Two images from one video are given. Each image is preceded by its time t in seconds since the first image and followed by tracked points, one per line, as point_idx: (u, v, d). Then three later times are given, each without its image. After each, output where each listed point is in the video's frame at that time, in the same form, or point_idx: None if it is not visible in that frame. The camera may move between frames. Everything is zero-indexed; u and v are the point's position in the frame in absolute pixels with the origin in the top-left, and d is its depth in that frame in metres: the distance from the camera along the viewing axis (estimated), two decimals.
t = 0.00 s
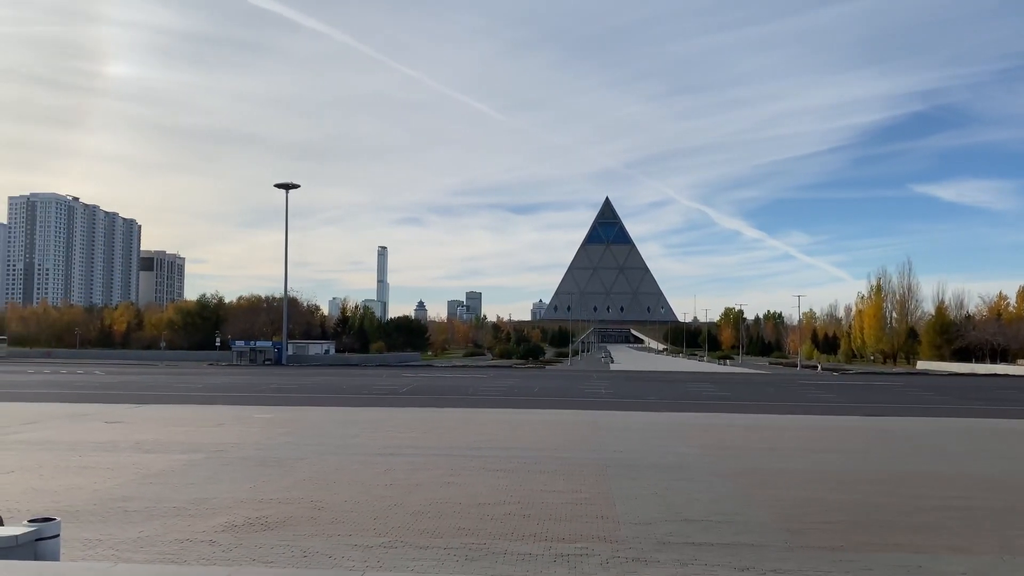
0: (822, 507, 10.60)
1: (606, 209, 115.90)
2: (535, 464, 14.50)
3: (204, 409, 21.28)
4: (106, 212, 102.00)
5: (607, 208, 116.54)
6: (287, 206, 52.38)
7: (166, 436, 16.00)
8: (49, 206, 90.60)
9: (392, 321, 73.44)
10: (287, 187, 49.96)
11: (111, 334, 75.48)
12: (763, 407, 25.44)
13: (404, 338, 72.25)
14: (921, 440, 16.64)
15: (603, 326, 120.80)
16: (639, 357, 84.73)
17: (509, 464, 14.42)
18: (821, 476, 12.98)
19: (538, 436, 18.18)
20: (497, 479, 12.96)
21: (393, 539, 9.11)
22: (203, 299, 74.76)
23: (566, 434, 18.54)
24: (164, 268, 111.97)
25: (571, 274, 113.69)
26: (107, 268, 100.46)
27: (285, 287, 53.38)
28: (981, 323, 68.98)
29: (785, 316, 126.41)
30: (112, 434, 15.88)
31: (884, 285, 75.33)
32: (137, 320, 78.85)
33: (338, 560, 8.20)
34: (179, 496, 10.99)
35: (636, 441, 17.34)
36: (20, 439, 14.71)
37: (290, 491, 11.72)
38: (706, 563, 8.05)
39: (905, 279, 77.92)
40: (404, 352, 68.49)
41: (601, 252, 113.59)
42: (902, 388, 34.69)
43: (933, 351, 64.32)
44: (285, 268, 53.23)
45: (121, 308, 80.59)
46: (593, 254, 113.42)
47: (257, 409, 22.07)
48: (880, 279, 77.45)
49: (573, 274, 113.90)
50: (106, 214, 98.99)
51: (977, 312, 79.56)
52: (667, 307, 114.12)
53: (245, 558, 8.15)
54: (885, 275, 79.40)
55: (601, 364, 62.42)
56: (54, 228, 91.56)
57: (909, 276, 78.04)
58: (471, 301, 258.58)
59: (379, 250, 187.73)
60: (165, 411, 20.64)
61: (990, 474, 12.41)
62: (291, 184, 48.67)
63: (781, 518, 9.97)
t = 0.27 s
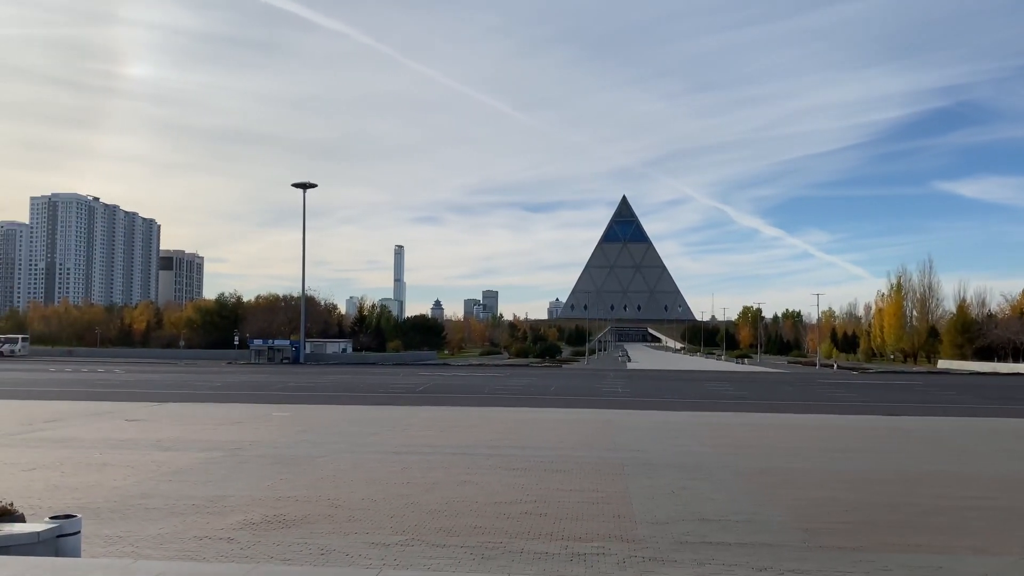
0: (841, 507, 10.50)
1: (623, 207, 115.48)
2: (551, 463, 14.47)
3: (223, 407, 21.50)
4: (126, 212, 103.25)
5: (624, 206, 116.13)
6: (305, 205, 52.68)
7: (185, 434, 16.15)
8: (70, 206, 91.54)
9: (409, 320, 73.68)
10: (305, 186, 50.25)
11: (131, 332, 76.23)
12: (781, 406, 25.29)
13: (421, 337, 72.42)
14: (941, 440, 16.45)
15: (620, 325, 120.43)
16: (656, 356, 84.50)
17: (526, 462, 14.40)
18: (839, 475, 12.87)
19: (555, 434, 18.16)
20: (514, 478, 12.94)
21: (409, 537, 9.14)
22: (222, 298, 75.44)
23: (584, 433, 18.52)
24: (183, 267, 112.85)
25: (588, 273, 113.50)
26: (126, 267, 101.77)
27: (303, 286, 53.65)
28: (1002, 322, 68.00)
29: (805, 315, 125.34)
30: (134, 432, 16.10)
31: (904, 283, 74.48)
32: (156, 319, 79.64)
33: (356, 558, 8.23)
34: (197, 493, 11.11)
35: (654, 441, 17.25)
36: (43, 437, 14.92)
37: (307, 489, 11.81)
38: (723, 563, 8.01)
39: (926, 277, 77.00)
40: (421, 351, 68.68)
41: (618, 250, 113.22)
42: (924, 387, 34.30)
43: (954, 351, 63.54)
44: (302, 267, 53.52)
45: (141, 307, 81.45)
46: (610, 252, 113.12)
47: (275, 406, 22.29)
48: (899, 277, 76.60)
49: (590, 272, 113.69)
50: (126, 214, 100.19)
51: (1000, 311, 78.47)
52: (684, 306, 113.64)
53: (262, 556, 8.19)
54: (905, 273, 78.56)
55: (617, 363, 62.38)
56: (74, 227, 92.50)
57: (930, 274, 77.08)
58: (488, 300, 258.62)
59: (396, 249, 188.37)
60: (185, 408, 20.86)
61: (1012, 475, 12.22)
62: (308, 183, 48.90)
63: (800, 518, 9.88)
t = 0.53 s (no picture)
0: (859, 506, 10.41)
1: (639, 206, 115.17)
2: (566, 461, 14.46)
3: (239, 405, 21.67)
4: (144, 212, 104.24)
5: (639, 204, 115.81)
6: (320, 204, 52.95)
7: (202, 432, 16.29)
8: (89, 205, 92.40)
9: (424, 319, 73.91)
10: (320, 186, 50.48)
11: (149, 331, 76.96)
12: (798, 405, 25.15)
13: (437, 336, 72.65)
14: (961, 439, 16.29)
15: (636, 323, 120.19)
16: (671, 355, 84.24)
17: (541, 461, 14.40)
18: (857, 475, 12.76)
19: (569, 433, 18.14)
20: (528, 477, 12.94)
21: (425, 535, 9.16)
22: (239, 297, 75.98)
23: (598, 432, 18.51)
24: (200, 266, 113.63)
25: (603, 272, 113.34)
26: (144, 266, 102.83)
27: (318, 285, 53.89)
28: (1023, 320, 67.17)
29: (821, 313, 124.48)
30: (153, 430, 16.28)
31: (923, 281, 73.77)
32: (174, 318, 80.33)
33: (371, 555, 8.27)
34: (214, 491, 11.20)
35: (669, 439, 17.19)
36: (62, 434, 15.10)
37: (323, 487, 11.86)
38: (739, 562, 7.97)
39: (944, 275, 76.23)
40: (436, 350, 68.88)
41: (634, 249, 112.95)
42: (942, 386, 33.92)
43: (973, 349, 62.91)
44: (318, 266, 53.78)
45: (159, 306, 82.16)
46: (625, 251, 112.90)
47: (292, 405, 22.44)
48: (918, 274, 75.89)
49: (605, 271, 113.55)
50: (143, 214, 101.16)
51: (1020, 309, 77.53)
52: (700, 304, 113.89)
53: (279, 553, 8.26)
54: (923, 271, 77.80)
55: (632, 362, 62.25)
56: (93, 227, 93.34)
57: (948, 271, 76.32)
58: (503, 299, 258.56)
59: (411, 249, 188.96)
60: (202, 406, 21.04)
61: None
62: (323, 183, 49.04)
63: (817, 518, 9.80)
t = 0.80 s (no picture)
0: (876, 506, 10.32)
1: (653, 204, 114.70)
2: (580, 460, 14.45)
3: (255, 404, 21.82)
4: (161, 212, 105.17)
5: (654, 202, 115.35)
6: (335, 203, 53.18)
7: (218, 430, 16.41)
8: (107, 205, 93.16)
9: (438, 317, 74.08)
10: (335, 185, 50.70)
11: (166, 330, 77.63)
12: (814, 404, 25.00)
13: (451, 334, 72.81)
14: (979, 438, 16.11)
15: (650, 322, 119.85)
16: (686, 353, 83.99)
17: (555, 460, 14.39)
18: (873, 474, 12.66)
19: (583, 432, 18.13)
20: (543, 476, 12.95)
21: (439, 534, 9.18)
22: (255, 296, 76.50)
23: (612, 430, 18.49)
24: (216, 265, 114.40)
25: (617, 270, 113.05)
26: (161, 265, 103.76)
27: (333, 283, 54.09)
28: None
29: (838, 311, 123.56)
30: (170, 427, 16.44)
31: (940, 279, 73.05)
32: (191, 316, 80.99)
33: (386, 553, 8.30)
34: (231, 488, 11.30)
35: (683, 438, 17.14)
36: (81, 432, 15.27)
37: (338, 485, 11.92)
38: (754, 561, 7.94)
39: (963, 273, 75.44)
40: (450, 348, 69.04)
41: (648, 247, 112.54)
42: (961, 385, 33.58)
43: (992, 348, 62.21)
44: (333, 265, 54.01)
45: (176, 305, 82.84)
46: (639, 249, 112.51)
47: (307, 403, 22.58)
48: (935, 273, 75.15)
49: (619, 269, 113.24)
50: (160, 213, 102.07)
51: None
52: (715, 302, 113.29)
53: (295, 550, 8.31)
54: (941, 269, 77.01)
55: (647, 360, 62.13)
56: (111, 227, 94.09)
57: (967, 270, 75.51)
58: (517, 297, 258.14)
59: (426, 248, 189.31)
60: (218, 404, 21.20)
61: None
62: (338, 181, 49.22)
63: (832, 517, 9.74)
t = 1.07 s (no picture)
0: (892, 505, 10.24)
1: (667, 202, 114.22)
2: (594, 459, 14.42)
3: (270, 402, 21.95)
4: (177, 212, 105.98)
5: (668, 201, 114.88)
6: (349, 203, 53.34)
7: (233, 429, 16.52)
8: (124, 205, 93.87)
9: (452, 317, 74.18)
10: (348, 184, 50.88)
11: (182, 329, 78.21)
12: (829, 403, 24.84)
13: (464, 333, 72.91)
14: (998, 439, 15.93)
15: (664, 321, 119.45)
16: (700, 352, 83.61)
17: (569, 459, 14.38)
18: (890, 474, 12.55)
19: (596, 431, 18.10)
20: (556, 475, 12.93)
21: (453, 532, 9.19)
22: (270, 295, 76.87)
23: (626, 429, 18.44)
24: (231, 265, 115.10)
25: (631, 269, 112.70)
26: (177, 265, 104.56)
27: (348, 283, 54.29)
28: None
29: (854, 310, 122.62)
30: (186, 426, 16.57)
31: (958, 278, 72.30)
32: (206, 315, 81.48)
33: (399, 552, 8.33)
34: (246, 487, 11.36)
35: (697, 438, 17.06)
36: (98, 430, 15.42)
37: (353, 483, 11.96)
38: (769, 561, 7.89)
39: (981, 272, 74.63)
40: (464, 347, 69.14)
41: (662, 246, 112.10)
42: (979, 385, 33.26)
43: (1010, 347, 61.49)
44: (347, 264, 54.18)
45: (192, 304, 83.41)
46: (654, 248, 112.10)
47: (321, 402, 22.69)
48: (953, 271, 74.38)
49: (633, 268, 112.86)
50: (176, 213, 102.84)
51: None
52: (730, 301, 112.85)
53: (310, 548, 8.36)
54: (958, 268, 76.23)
55: (661, 360, 61.93)
56: (128, 226, 94.79)
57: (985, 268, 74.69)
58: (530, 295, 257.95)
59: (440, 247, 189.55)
60: (233, 403, 21.35)
61: None
62: (352, 180, 49.38)
63: (848, 517, 9.67)
